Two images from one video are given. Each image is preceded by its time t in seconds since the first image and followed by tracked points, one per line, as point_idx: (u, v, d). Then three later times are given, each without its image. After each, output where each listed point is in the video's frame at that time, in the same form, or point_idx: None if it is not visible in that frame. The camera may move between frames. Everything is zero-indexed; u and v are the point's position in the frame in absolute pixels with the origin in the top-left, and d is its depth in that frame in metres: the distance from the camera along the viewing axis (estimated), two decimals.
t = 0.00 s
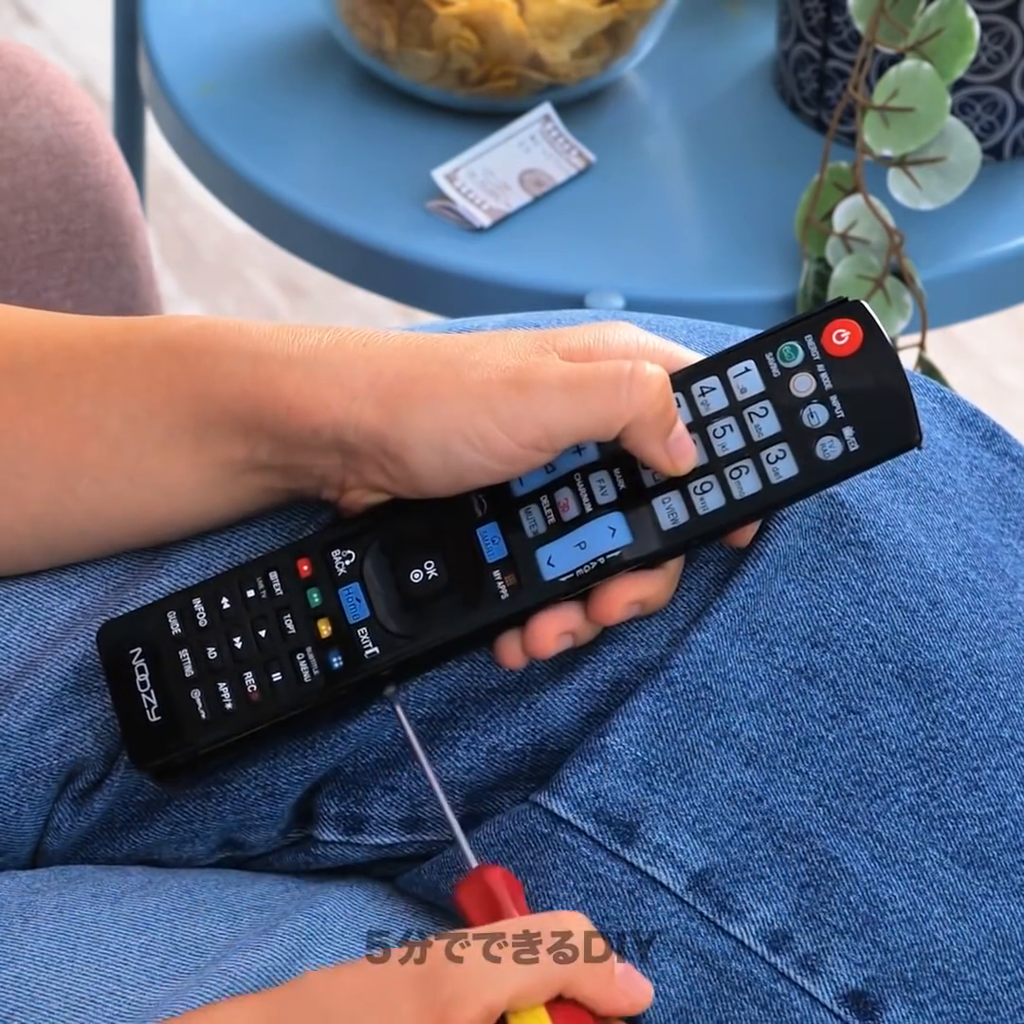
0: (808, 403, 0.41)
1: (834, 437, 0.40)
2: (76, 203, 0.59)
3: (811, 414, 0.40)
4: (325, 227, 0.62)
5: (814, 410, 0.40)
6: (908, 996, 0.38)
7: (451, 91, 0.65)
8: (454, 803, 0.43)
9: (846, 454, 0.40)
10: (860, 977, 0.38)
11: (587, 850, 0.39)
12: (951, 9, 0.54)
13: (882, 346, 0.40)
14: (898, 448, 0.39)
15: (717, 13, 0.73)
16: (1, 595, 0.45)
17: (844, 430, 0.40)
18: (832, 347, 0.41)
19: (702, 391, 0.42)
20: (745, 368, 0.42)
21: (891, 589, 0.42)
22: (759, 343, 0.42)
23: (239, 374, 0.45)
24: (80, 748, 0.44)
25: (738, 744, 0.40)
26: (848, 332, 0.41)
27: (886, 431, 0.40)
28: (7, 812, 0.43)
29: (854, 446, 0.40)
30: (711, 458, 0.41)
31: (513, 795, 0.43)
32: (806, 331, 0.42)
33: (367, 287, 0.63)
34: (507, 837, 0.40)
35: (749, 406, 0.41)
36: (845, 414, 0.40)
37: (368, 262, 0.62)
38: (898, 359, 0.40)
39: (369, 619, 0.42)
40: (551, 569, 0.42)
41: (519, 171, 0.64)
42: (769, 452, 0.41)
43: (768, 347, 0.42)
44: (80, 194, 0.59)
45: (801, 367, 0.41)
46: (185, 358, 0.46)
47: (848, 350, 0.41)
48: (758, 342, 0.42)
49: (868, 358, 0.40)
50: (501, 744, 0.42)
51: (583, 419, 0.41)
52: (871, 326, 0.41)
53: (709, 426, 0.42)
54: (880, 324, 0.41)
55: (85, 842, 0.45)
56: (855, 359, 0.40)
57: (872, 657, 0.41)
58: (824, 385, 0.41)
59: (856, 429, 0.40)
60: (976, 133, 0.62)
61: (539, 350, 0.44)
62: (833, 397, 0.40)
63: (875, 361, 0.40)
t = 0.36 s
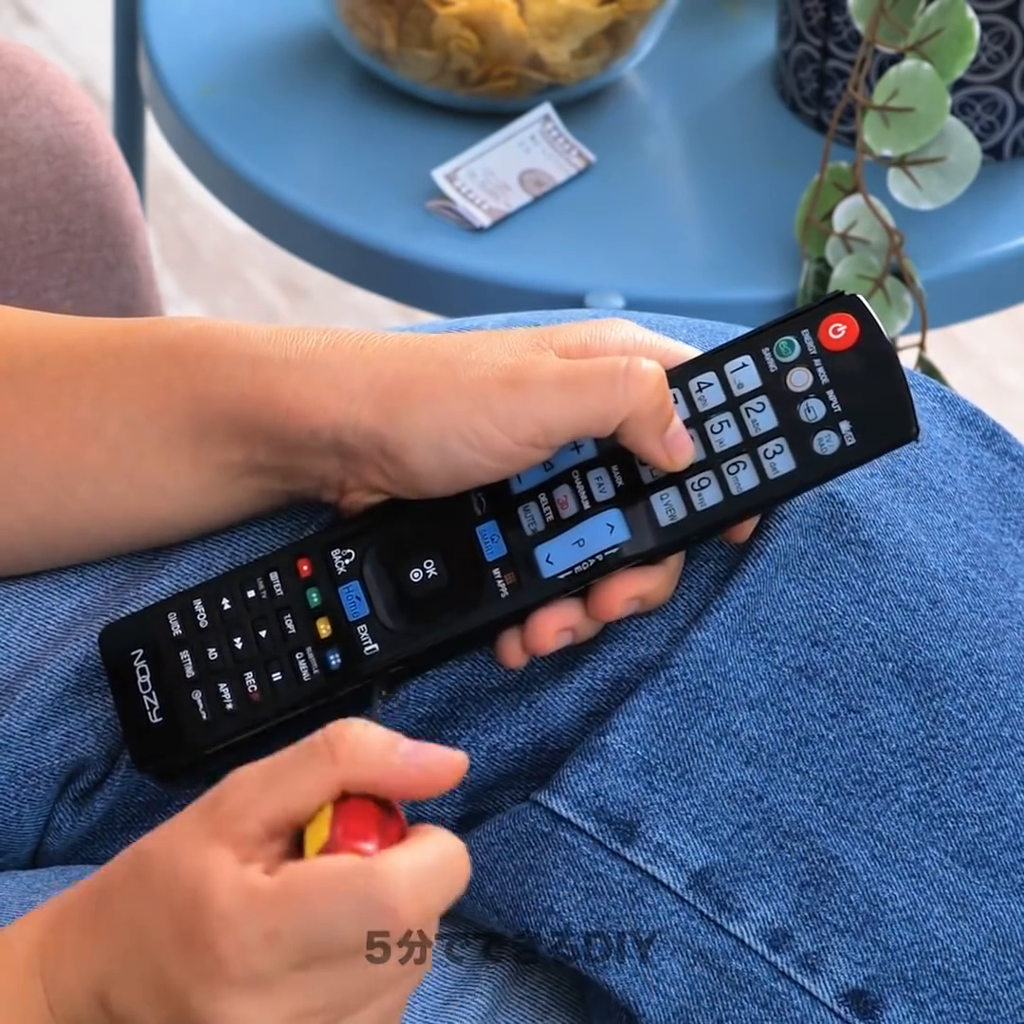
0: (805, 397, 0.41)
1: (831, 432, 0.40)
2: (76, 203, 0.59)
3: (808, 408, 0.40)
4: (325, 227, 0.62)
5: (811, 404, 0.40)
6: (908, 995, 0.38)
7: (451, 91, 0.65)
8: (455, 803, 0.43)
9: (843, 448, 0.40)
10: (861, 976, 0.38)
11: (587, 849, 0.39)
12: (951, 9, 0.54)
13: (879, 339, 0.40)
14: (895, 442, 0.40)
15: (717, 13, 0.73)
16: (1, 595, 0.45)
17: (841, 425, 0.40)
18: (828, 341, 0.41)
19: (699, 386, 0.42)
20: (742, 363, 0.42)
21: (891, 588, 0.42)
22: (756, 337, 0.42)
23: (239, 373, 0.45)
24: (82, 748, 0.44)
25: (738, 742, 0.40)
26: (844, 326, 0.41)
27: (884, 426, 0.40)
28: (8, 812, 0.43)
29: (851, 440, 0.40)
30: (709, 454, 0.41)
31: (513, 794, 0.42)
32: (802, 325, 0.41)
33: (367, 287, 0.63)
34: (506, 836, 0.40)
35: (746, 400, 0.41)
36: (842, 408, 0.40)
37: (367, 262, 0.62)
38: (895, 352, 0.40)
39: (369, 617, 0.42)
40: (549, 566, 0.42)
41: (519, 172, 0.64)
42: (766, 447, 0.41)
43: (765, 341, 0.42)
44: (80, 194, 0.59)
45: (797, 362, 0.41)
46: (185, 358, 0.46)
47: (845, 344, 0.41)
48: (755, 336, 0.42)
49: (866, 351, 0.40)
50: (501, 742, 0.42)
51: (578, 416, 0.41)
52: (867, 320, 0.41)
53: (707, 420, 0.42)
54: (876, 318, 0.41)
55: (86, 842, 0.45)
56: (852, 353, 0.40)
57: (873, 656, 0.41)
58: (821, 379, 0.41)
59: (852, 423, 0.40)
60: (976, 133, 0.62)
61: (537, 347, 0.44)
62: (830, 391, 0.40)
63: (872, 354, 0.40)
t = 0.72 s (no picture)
0: (800, 389, 0.41)
1: (826, 423, 0.40)
2: (76, 203, 0.59)
3: (803, 400, 0.41)
4: (325, 226, 0.62)
5: (806, 396, 0.41)
6: (907, 994, 0.38)
7: (451, 91, 0.65)
8: (455, 802, 0.43)
9: (839, 439, 0.40)
10: (860, 975, 0.38)
11: (587, 848, 0.39)
12: (950, 9, 0.54)
13: (873, 330, 0.41)
14: (890, 432, 0.40)
15: (717, 14, 0.73)
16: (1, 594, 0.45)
17: (836, 415, 0.40)
18: (822, 333, 0.41)
19: (694, 380, 0.42)
20: (737, 356, 0.42)
21: (890, 586, 0.42)
22: (750, 330, 0.42)
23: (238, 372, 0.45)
24: (81, 748, 0.44)
25: (737, 741, 0.40)
26: (839, 318, 0.41)
27: (878, 415, 0.40)
28: (8, 810, 0.43)
29: (846, 430, 0.40)
30: (705, 447, 0.41)
31: (512, 793, 0.43)
32: (797, 318, 0.42)
33: (367, 287, 0.63)
34: (506, 835, 0.40)
35: (741, 393, 0.42)
36: (836, 399, 0.40)
37: (367, 261, 0.62)
38: (888, 342, 0.41)
39: (366, 613, 0.42)
40: (546, 559, 0.42)
41: (519, 171, 0.64)
42: (761, 438, 0.41)
43: (759, 334, 0.42)
44: (80, 194, 0.59)
45: (792, 354, 0.41)
46: (185, 356, 0.46)
47: (840, 336, 0.41)
48: (750, 330, 0.42)
49: (861, 341, 0.41)
50: (500, 739, 0.42)
51: (573, 406, 0.41)
52: (861, 312, 0.41)
53: (702, 413, 0.42)
54: (871, 310, 0.41)
55: (85, 841, 0.45)
56: (847, 344, 0.41)
57: (872, 655, 0.41)
58: (816, 370, 0.41)
59: (847, 414, 0.40)
60: (976, 133, 0.62)
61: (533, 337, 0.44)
62: (825, 382, 0.41)
63: (866, 345, 0.41)
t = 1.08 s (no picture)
0: (795, 393, 0.41)
1: (820, 427, 0.40)
2: (76, 203, 0.59)
3: (797, 404, 0.40)
4: (325, 227, 0.62)
5: (801, 400, 0.40)
6: (905, 998, 0.38)
7: (451, 91, 0.65)
8: (454, 806, 0.43)
9: (832, 444, 0.40)
10: (858, 980, 0.38)
11: (585, 852, 0.39)
12: (951, 9, 0.54)
13: (869, 334, 0.40)
14: (887, 437, 0.39)
15: (717, 14, 0.73)
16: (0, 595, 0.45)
17: (830, 419, 0.40)
18: (818, 337, 0.41)
19: (690, 383, 0.42)
20: (733, 360, 0.42)
21: (888, 591, 0.42)
22: (747, 334, 0.42)
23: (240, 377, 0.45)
24: (80, 749, 0.44)
25: (735, 746, 0.40)
26: (835, 322, 0.41)
27: (873, 420, 0.39)
28: (8, 813, 0.44)
29: (841, 434, 0.40)
30: (699, 450, 0.41)
31: (511, 797, 0.43)
32: (794, 322, 0.41)
33: (367, 288, 0.63)
34: (504, 839, 0.40)
35: (736, 397, 0.41)
36: (831, 404, 0.40)
37: (366, 262, 0.62)
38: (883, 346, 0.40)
39: (359, 616, 0.42)
40: (539, 563, 0.42)
41: (519, 172, 0.64)
42: (755, 441, 0.41)
43: (756, 338, 0.42)
44: (80, 194, 0.59)
45: (788, 358, 0.41)
46: (185, 358, 0.46)
47: (835, 340, 0.40)
48: (747, 333, 0.42)
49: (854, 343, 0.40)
50: (499, 746, 0.42)
51: (564, 403, 0.41)
52: (858, 316, 0.41)
53: (697, 416, 0.42)
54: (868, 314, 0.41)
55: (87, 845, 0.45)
56: (843, 347, 0.40)
57: (871, 659, 0.42)
58: (810, 374, 0.40)
59: (841, 418, 0.40)
60: (976, 133, 0.62)
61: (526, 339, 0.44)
62: (820, 387, 0.40)
63: (861, 347, 0.40)
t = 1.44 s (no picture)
0: (799, 390, 0.40)
1: (824, 424, 0.39)
2: (76, 203, 0.59)
3: (801, 402, 0.40)
4: (326, 226, 0.62)
5: (805, 397, 0.40)
6: (907, 993, 0.38)
7: (451, 91, 0.65)
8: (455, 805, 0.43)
9: (836, 440, 0.39)
10: (860, 974, 0.38)
11: (586, 848, 0.39)
12: (950, 9, 0.54)
13: (874, 333, 0.40)
14: (892, 435, 0.39)
15: (717, 14, 0.73)
16: None
17: (835, 416, 0.39)
18: (822, 336, 0.40)
19: (694, 382, 0.42)
20: (736, 360, 0.41)
21: (888, 586, 0.42)
22: (751, 335, 0.42)
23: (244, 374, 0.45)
24: (77, 744, 0.44)
25: (736, 741, 0.40)
26: (839, 320, 0.40)
27: (877, 415, 0.39)
28: (6, 808, 0.44)
29: (845, 431, 0.39)
30: (703, 447, 0.41)
31: (512, 795, 0.43)
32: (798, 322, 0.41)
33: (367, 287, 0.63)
34: (505, 836, 0.40)
35: (740, 395, 0.41)
36: (835, 400, 0.39)
37: (367, 262, 0.62)
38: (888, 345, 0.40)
39: (359, 611, 0.42)
40: (541, 559, 0.41)
41: (519, 171, 0.64)
42: (759, 438, 0.40)
43: (760, 339, 0.42)
44: (80, 195, 0.59)
45: (792, 357, 0.41)
46: (185, 356, 0.46)
47: (839, 338, 0.40)
48: (751, 334, 0.42)
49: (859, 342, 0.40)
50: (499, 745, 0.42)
51: (567, 388, 0.41)
52: (862, 315, 0.40)
53: (700, 414, 0.41)
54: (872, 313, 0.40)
55: (82, 840, 0.46)
56: (847, 346, 0.40)
57: (871, 655, 0.41)
58: (815, 373, 0.40)
59: (846, 414, 0.39)
60: (976, 133, 0.62)
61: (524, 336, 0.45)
62: (824, 384, 0.40)
63: (865, 346, 0.40)
